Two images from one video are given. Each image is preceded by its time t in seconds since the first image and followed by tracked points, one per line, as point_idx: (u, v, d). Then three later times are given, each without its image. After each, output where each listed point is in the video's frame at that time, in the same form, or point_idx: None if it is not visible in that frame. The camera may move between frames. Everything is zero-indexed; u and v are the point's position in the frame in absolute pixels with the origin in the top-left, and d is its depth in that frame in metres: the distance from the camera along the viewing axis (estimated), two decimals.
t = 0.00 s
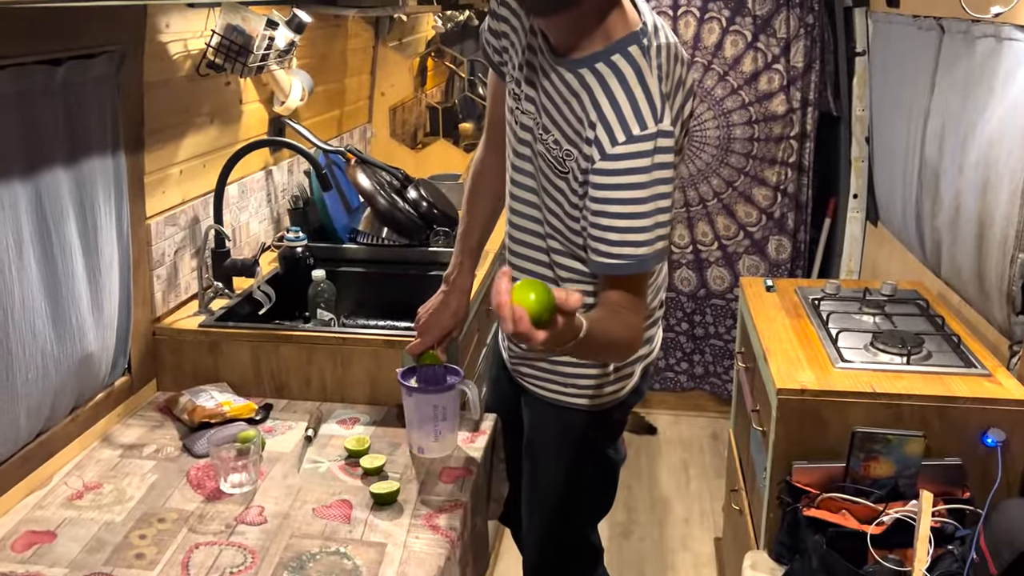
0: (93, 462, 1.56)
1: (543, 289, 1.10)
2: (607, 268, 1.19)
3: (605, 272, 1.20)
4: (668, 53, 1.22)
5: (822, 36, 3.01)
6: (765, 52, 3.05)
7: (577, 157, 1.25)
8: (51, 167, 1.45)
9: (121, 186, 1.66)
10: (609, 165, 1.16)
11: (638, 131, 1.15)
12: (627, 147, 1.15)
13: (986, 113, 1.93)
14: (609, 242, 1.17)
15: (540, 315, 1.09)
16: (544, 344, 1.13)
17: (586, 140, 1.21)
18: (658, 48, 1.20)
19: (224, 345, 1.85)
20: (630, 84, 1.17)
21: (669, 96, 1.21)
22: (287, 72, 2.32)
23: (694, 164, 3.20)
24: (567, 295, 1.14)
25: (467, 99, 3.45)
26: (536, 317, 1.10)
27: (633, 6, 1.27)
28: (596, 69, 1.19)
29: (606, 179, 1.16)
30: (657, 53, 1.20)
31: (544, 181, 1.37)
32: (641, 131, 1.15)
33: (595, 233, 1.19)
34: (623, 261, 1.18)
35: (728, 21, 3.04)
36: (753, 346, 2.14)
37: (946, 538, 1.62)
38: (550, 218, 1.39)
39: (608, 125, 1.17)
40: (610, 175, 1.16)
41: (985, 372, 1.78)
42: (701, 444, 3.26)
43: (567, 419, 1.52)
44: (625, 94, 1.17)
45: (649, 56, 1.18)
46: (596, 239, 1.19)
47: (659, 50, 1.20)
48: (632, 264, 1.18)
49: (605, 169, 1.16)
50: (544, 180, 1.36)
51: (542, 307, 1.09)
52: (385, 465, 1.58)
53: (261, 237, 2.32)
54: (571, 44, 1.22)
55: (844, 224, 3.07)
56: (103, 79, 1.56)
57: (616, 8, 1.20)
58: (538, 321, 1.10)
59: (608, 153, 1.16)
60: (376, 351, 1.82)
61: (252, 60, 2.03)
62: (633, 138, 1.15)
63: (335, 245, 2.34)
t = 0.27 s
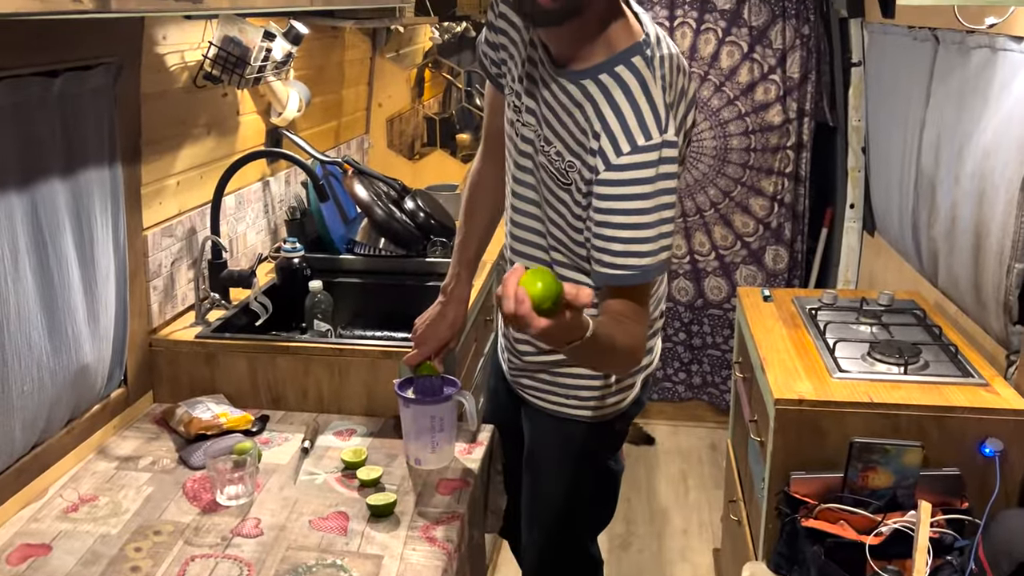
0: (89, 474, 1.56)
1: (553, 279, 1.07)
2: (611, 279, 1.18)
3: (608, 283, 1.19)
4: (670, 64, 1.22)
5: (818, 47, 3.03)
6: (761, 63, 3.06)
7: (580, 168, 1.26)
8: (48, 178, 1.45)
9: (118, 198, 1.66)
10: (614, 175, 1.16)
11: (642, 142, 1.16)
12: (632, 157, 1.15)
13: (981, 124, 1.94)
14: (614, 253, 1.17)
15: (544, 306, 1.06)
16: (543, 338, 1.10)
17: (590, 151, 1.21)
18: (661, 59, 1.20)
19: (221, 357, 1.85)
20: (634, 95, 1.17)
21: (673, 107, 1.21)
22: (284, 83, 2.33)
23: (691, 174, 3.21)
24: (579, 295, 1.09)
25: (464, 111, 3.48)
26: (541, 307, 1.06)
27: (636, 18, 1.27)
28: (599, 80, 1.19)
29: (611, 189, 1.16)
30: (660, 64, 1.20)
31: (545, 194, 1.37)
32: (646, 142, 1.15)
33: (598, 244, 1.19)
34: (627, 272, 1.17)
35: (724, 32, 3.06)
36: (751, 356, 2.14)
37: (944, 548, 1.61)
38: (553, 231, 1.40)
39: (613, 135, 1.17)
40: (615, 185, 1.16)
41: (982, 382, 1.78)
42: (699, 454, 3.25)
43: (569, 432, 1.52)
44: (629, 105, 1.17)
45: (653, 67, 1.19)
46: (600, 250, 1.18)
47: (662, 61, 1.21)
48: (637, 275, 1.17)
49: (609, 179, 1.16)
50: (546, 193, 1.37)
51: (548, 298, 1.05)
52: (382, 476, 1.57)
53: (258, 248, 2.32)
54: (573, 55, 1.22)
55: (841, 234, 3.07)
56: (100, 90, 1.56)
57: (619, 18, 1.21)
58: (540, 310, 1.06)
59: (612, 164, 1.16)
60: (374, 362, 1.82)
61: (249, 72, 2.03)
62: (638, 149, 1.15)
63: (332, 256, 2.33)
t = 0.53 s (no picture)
0: (83, 490, 1.55)
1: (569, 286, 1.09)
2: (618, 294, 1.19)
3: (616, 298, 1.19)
4: (672, 78, 1.23)
5: (812, 61, 3.05)
6: (755, 77, 3.08)
7: (584, 184, 1.26)
8: (43, 194, 1.45)
9: (114, 213, 1.66)
10: (621, 191, 1.17)
11: (648, 156, 1.16)
12: (638, 172, 1.16)
13: (974, 138, 1.95)
14: (622, 268, 1.18)
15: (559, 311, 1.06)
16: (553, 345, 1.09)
17: (595, 167, 1.22)
18: (663, 73, 1.21)
19: (217, 371, 1.84)
20: (639, 110, 1.18)
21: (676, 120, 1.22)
22: (280, 98, 2.33)
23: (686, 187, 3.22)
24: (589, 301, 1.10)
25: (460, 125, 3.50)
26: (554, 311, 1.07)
27: (636, 32, 1.27)
28: (603, 96, 1.20)
29: (617, 205, 1.17)
30: (663, 79, 1.21)
31: (549, 209, 1.37)
32: (652, 157, 1.16)
33: (606, 259, 1.20)
34: (635, 287, 1.18)
35: (718, 47, 3.08)
36: (747, 369, 2.14)
37: (943, 562, 1.61)
38: (556, 246, 1.40)
39: (619, 150, 1.18)
40: (622, 201, 1.17)
41: (978, 395, 1.78)
42: (696, 468, 3.24)
43: (572, 446, 1.52)
44: (633, 120, 1.18)
45: (657, 82, 1.20)
46: (608, 265, 1.19)
47: (665, 76, 1.21)
48: (644, 290, 1.18)
49: (616, 194, 1.17)
50: (548, 209, 1.37)
51: (563, 304, 1.06)
52: (378, 491, 1.56)
53: (254, 263, 2.32)
54: (574, 71, 1.22)
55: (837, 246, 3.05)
56: (97, 105, 1.56)
57: (620, 34, 1.20)
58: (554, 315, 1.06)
59: (618, 179, 1.17)
60: (370, 377, 1.81)
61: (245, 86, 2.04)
62: (644, 164, 1.16)
63: (329, 270, 2.33)
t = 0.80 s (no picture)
0: (74, 511, 1.54)
1: (600, 290, 1.01)
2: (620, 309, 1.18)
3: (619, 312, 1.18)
4: (671, 95, 1.24)
5: (804, 80, 3.07)
6: (748, 95, 3.10)
7: (586, 199, 1.26)
8: (37, 213, 1.45)
9: (108, 233, 1.65)
10: (625, 204, 1.17)
11: (650, 171, 1.17)
12: (641, 186, 1.17)
13: (967, 156, 1.96)
14: (626, 282, 1.17)
15: (581, 314, 0.99)
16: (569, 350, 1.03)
17: (597, 181, 1.22)
18: (663, 89, 1.23)
19: (211, 391, 1.83)
20: (640, 124, 1.19)
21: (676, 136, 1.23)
22: (276, 116, 2.33)
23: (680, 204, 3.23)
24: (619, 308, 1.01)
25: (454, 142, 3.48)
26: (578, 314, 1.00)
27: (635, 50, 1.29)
28: (604, 111, 1.20)
29: (620, 219, 1.17)
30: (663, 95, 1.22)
31: (548, 227, 1.36)
32: (655, 171, 1.16)
33: (608, 274, 1.19)
34: (638, 301, 1.17)
35: (711, 65, 3.09)
36: (743, 387, 2.13)
37: None
38: (555, 265, 1.38)
39: (621, 164, 1.18)
40: (625, 215, 1.17)
41: (974, 412, 1.78)
42: (692, 485, 3.23)
43: (569, 464, 1.51)
44: (634, 135, 1.18)
45: (658, 98, 1.21)
46: (610, 280, 1.19)
47: (665, 93, 1.23)
48: (649, 304, 1.17)
49: (619, 208, 1.17)
50: (548, 226, 1.36)
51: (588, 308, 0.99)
52: (372, 511, 1.55)
53: (248, 281, 2.32)
54: (574, 88, 1.23)
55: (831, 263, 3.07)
56: (91, 125, 1.56)
57: (622, 53, 1.22)
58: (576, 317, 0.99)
59: (622, 193, 1.18)
60: (364, 396, 1.81)
61: (240, 105, 2.03)
62: (647, 177, 1.17)
63: (323, 288, 2.32)
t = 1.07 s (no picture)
0: (66, 542, 1.53)
1: (596, 305, 1.01)
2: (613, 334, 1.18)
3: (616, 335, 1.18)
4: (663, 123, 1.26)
5: (793, 106, 3.11)
6: (738, 122, 3.13)
7: (580, 225, 1.26)
8: (33, 243, 1.45)
9: (102, 262, 1.66)
10: (619, 229, 1.19)
11: (644, 196, 1.19)
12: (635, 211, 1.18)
13: (954, 182, 1.98)
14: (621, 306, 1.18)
15: (575, 327, 0.99)
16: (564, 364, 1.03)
17: (592, 207, 1.23)
18: (656, 117, 1.24)
19: (204, 420, 1.83)
20: (633, 151, 1.20)
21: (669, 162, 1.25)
22: (270, 145, 2.35)
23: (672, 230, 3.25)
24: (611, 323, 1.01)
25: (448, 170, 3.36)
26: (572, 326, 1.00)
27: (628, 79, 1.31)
28: (598, 138, 1.22)
29: (615, 244, 1.19)
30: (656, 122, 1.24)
31: (542, 254, 1.36)
32: (648, 196, 1.18)
33: (603, 298, 1.20)
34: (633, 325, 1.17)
35: (702, 93, 3.13)
36: (736, 412, 2.14)
37: None
38: (548, 291, 1.37)
39: (616, 190, 1.20)
40: (620, 240, 1.18)
41: (966, 436, 1.79)
42: (686, 511, 3.23)
43: (564, 490, 1.51)
44: (627, 161, 1.20)
45: (651, 125, 1.23)
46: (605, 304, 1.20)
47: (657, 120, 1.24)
48: (644, 327, 1.17)
49: (614, 234, 1.19)
50: (542, 252, 1.35)
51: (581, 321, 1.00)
52: (366, 540, 1.55)
53: (242, 308, 2.32)
54: (568, 116, 1.25)
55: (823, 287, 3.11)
56: (87, 155, 1.57)
57: (613, 82, 1.24)
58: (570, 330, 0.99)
59: (616, 218, 1.19)
60: (358, 423, 1.81)
61: (235, 135, 2.06)
62: (641, 203, 1.18)
63: (316, 315, 2.32)
